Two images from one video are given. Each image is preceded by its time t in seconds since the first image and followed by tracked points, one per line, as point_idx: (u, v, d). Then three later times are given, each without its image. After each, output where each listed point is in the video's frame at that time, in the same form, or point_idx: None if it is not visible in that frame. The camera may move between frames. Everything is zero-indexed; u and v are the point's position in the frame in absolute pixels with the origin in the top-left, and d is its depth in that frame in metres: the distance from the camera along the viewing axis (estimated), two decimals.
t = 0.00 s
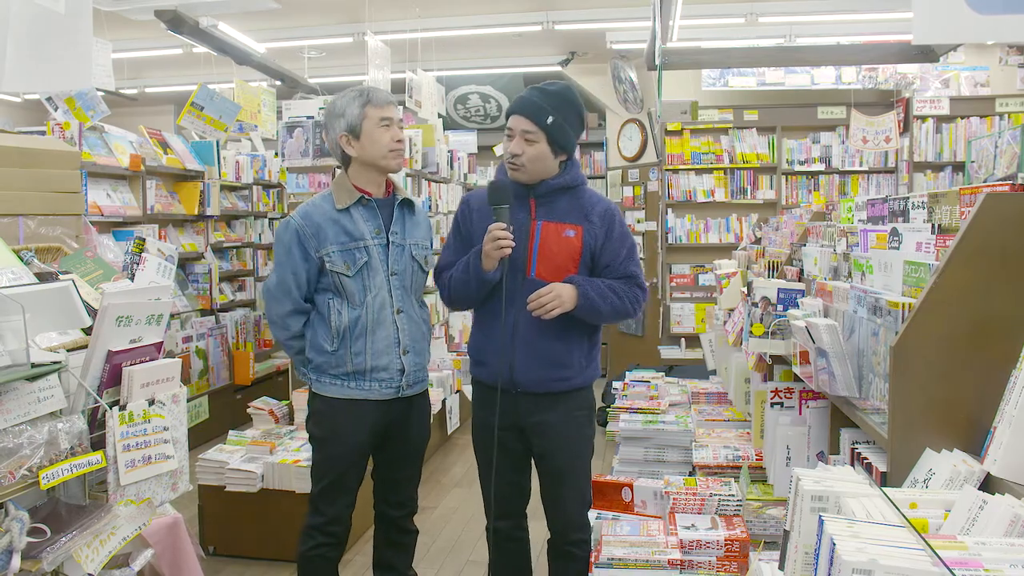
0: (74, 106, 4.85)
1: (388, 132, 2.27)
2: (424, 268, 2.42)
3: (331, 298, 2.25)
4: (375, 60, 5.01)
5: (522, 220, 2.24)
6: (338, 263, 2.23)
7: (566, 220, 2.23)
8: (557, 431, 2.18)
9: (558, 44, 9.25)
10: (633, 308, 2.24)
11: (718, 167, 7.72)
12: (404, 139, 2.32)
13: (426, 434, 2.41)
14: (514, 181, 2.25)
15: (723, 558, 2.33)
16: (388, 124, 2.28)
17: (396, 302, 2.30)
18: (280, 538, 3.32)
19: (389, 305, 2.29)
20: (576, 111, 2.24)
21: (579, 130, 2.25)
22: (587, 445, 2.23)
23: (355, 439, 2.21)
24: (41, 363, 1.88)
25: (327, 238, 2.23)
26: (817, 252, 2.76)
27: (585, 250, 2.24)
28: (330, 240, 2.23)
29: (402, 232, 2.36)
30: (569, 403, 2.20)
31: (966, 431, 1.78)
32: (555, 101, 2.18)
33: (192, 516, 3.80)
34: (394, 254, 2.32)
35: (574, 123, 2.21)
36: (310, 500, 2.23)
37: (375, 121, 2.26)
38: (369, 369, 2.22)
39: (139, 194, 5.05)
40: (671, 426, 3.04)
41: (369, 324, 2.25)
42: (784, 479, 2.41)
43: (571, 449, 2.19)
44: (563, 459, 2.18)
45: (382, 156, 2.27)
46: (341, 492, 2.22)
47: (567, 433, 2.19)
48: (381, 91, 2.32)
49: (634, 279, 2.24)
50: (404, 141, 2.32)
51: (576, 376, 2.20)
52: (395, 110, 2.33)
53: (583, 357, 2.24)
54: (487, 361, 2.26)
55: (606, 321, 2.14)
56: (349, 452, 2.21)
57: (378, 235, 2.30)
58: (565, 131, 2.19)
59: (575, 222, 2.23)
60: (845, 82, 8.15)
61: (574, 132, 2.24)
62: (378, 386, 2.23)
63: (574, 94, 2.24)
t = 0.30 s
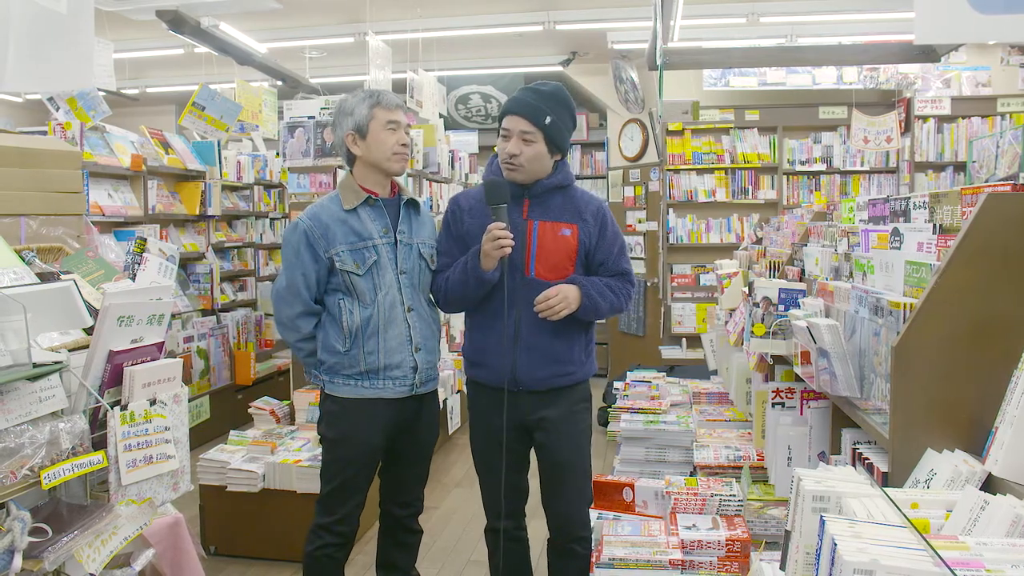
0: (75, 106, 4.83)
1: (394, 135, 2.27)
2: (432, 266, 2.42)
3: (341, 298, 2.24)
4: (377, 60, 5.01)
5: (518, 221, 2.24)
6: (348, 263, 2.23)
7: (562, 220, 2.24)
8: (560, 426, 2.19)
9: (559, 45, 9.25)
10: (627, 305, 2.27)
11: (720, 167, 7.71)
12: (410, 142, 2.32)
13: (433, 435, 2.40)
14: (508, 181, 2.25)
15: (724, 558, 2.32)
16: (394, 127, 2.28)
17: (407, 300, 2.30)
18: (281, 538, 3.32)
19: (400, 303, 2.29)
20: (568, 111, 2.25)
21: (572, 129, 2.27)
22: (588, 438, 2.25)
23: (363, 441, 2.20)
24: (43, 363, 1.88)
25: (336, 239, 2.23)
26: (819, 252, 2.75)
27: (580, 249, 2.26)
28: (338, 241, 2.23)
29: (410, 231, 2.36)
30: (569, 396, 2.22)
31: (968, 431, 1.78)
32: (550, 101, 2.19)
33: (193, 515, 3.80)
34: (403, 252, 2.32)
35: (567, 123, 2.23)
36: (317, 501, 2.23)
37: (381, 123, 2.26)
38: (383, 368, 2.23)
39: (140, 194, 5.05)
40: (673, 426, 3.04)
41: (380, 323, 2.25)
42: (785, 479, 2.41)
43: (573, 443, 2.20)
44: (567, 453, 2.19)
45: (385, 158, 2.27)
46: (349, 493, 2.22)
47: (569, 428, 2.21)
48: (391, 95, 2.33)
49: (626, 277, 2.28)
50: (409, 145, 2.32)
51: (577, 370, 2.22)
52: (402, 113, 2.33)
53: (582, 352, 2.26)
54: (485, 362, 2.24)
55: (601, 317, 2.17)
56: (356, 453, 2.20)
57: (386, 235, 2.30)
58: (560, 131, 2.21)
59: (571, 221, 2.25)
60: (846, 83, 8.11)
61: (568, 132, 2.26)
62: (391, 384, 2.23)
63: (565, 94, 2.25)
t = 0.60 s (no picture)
0: (78, 107, 4.65)
1: (398, 136, 2.27)
2: (435, 267, 2.43)
3: (343, 297, 2.24)
4: (379, 61, 5.02)
5: (532, 220, 2.24)
6: (350, 263, 2.23)
7: (577, 221, 2.24)
8: (565, 431, 2.20)
9: (561, 45, 9.25)
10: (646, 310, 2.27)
11: (722, 167, 7.71)
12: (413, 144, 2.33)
13: (436, 436, 2.40)
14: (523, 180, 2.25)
15: (727, 558, 2.32)
16: (398, 128, 2.28)
17: (409, 300, 2.30)
18: (284, 538, 3.32)
19: (402, 304, 2.29)
20: (585, 113, 2.25)
21: (589, 131, 2.27)
22: (593, 444, 2.26)
23: (366, 441, 2.21)
24: (46, 363, 1.89)
25: (339, 239, 2.23)
26: (821, 251, 2.75)
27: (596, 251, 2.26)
28: (341, 241, 2.23)
29: (413, 231, 2.37)
30: (576, 403, 2.22)
31: (971, 431, 1.78)
32: (566, 101, 2.19)
33: (195, 515, 3.80)
34: (406, 253, 2.32)
35: (585, 123, 2.23)
36: (319, 502, 2.23)
37: (385, 123, 2.26)
38: (383, 368, 2.22)
39: (142, 194, 5.06)
40: (675, 426, 3.04)
41: (382, 323, 2.25)
42: (788, 480, 2.40)
43: (580, 449, 2.20)
44: (571, 460, 2.20)
45: (388, 158, 2.26)
46: (351, 493, 2.22)
47: (575, 433, 2.21)
48: (397, 96, 2.33)
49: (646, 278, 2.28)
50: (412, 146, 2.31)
51: (584, 374, 2.22)
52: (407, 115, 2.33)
53: (591, 357, 2.26)
54: (493, 362, 2.25)
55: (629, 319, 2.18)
56: (359, 453, 2.20)
57: (389, 235, 2.30)
58: (578, 132, 2.21)
59: (586, 223, 2.25)
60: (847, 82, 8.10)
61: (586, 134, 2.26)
62: (392, 384, 2.23)
63: (583, 96, 2.25)
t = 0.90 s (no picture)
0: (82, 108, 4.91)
1: (403, 136, 2.28)
2: (436, 267, 2.43)
3: (344, 298, 2.24)
4: (383, 60, 5.02)
5: (549, 218, 2.28)
6: (350, 263, 2.23)
7: (595, 223, 2.26)
8: (572, 436, 2.21)
9: (565, 45, 9.25)
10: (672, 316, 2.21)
11: (725, 167, 7.70)
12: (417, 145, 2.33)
13: (438, 436, 2.41)
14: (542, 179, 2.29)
15: (731, 558, 2.33)
16: (404, 128, 2.29)
17: (409, 301, 2.30)
18: (288, 538, 3.32)
19: (403, 305, 2.29)
20: (607, 115, 2.26)
21: (609, 132, 2.27)
22: (601, 450, 2.27)
23: (370, 441, 2.21)
24: (51, 363, 1.89)
25: (340, 239, 2.23)
26: (825, 251, 2.74)
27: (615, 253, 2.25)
28: (342, 241, 2.23)
29: (414, 232, 2.37)
30: (584, 406, 2.23)
31: (976, 431, 1.78)
32: (586, 101, 2.22)
33: (199, 515, 3.81)
34: (407, 254, 2.32)
35: (604, 124, 2.23)
36: (321, 502, 2.23)
37: (391, 122, 2.27)
38: (383, 369, 2.22)
39: (146, 194, 5.07)
40: (678, 426, 3.03)
41: (382, 324, 2.25)
42: (792, 479, 2.40)
43: (586, 453, 2.22)
44: (576, 465, 2.21)
45: (392, 158, 2.27)
46: (353, 493, 2.22)
47: (581, 439, 2.23)
48: (406, 98, 2.34)
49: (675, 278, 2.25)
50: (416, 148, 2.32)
51: (593, 379, 2.22)
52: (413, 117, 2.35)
53: (602, 361, 2.25)
54: (503, 360, 2.30)
55: (669, 317, 2.15)
56: (363, 453, 2.20)
57: (390, 236, 2.30)
58: (597, 131, 2.22)
59: (604, 225, 2.25)
60: (852, 82, 7.96)
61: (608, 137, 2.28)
62: (392, 385, 2.23)
63: (606, 98, 2.27)
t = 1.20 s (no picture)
0: (85, 108, 4.98)
1: (405, 139, 2.27)
2: (436, 267, 2.43)
3: (345, 298, 2.25)
4: (385, 61, 5.02)
5: (554, 218, 2.30)
6: (351, 264, 2.23)
7: (599, 224, 2.26)
8: (574, 437, 2.22)
9: (567, 44, 9.25)
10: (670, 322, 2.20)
11: (728, 167, 7.69)
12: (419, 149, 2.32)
13: (439, 436, 2.40)
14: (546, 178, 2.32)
15: (733, 559, 2.33)
16: (407, 132, 2.28)
17: (410, 302, 2.30)
18: (290, 538, 3.32)
19: (403, 305, 2.29)
20: (612, 115, 2.23)
21: (613, 133, 2.24)
22: (605, 452, 2.26)
23: (371, 441, 2.21)
24: (54, 363, 1.89)
25: (340, 239, 2.23)
26: (828, 251, 2.73)
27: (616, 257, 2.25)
28: (342, 241, 2.23)
29: (415, 232, 2.37)
30: (588, 408, 2.23)
31: (979, 432, 1.77)
32: (588, 101, 2.20)
33: (202, 515, 3.81)
34: (407, 254, 2.32)
35: (604, 124, 2.20)
36: (322, 502, 2.24)
37: (394, 125, 2.26)
38: (383, 369, 2.22)
39: (149, 194, 5.07)
40: (681, 427, 3.03)
41: (383, 324, 2.25)
42: (795, 479, 2.36)
43: (590, 455, 2.22)
44: (578, 466, 2.22)
45: (392, 160, 2.27)
46: (355, 493, 2.22)
47: (584, 440, 2.23)
48: (412, 100, 2.33)
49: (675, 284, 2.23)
50: (417, 152, 2.31)
51: (596, 381, 2.22)
52: (418, 120, 2.33)
53: (606, 363, 2.25)
54: (507, 360, 2.32)
55: (661, 329, 2.17)
56: (364, 453, 2.21)
57: (390, 236, 2.30)
58: (599, 132, 2.20)
59: (608, 227, 2.25)
60: (855, 82, 8.06)
61: (613, 138, 2.26)
62: (392, 385, 2.23)
63: (613, 98, 2.24)
